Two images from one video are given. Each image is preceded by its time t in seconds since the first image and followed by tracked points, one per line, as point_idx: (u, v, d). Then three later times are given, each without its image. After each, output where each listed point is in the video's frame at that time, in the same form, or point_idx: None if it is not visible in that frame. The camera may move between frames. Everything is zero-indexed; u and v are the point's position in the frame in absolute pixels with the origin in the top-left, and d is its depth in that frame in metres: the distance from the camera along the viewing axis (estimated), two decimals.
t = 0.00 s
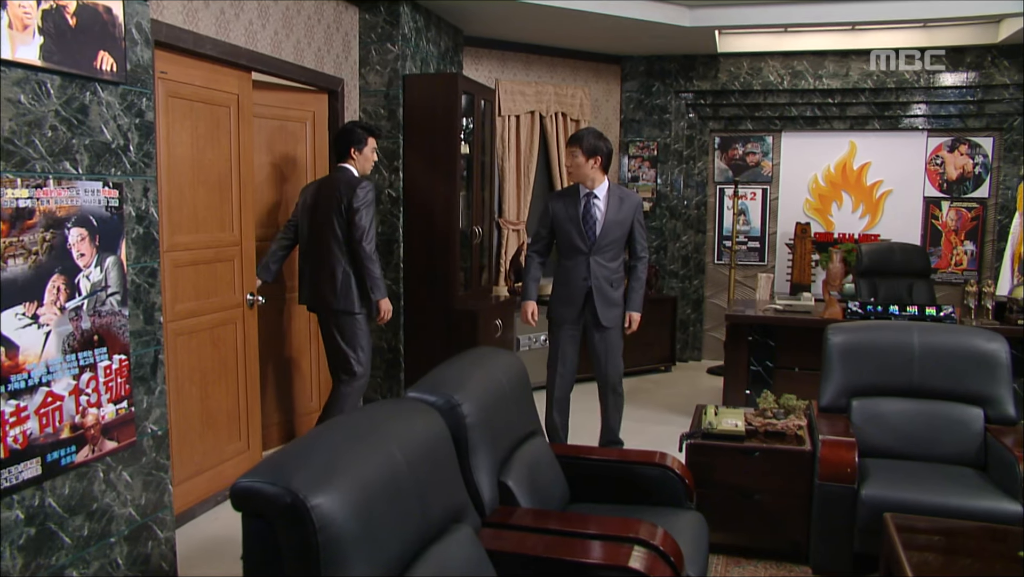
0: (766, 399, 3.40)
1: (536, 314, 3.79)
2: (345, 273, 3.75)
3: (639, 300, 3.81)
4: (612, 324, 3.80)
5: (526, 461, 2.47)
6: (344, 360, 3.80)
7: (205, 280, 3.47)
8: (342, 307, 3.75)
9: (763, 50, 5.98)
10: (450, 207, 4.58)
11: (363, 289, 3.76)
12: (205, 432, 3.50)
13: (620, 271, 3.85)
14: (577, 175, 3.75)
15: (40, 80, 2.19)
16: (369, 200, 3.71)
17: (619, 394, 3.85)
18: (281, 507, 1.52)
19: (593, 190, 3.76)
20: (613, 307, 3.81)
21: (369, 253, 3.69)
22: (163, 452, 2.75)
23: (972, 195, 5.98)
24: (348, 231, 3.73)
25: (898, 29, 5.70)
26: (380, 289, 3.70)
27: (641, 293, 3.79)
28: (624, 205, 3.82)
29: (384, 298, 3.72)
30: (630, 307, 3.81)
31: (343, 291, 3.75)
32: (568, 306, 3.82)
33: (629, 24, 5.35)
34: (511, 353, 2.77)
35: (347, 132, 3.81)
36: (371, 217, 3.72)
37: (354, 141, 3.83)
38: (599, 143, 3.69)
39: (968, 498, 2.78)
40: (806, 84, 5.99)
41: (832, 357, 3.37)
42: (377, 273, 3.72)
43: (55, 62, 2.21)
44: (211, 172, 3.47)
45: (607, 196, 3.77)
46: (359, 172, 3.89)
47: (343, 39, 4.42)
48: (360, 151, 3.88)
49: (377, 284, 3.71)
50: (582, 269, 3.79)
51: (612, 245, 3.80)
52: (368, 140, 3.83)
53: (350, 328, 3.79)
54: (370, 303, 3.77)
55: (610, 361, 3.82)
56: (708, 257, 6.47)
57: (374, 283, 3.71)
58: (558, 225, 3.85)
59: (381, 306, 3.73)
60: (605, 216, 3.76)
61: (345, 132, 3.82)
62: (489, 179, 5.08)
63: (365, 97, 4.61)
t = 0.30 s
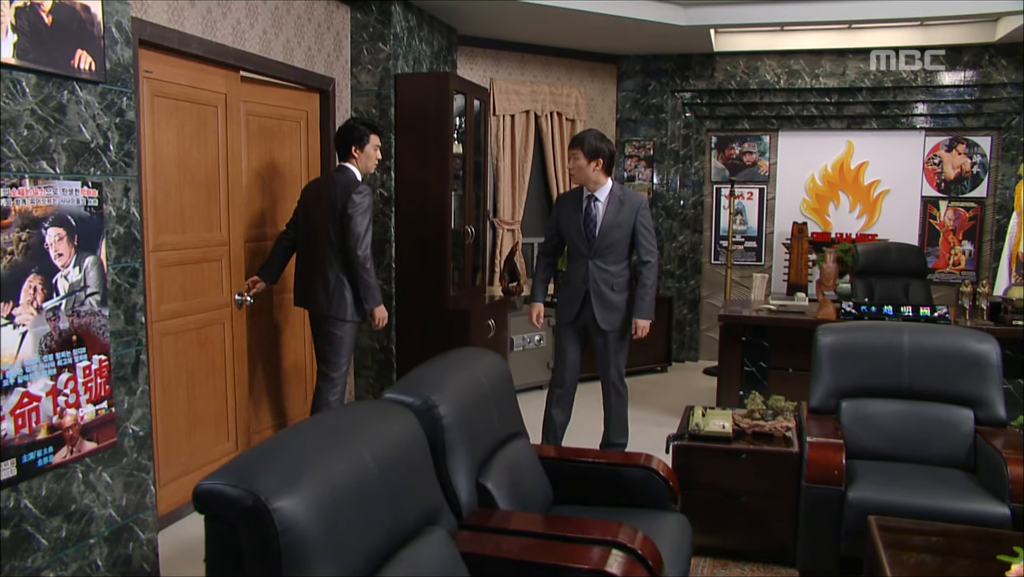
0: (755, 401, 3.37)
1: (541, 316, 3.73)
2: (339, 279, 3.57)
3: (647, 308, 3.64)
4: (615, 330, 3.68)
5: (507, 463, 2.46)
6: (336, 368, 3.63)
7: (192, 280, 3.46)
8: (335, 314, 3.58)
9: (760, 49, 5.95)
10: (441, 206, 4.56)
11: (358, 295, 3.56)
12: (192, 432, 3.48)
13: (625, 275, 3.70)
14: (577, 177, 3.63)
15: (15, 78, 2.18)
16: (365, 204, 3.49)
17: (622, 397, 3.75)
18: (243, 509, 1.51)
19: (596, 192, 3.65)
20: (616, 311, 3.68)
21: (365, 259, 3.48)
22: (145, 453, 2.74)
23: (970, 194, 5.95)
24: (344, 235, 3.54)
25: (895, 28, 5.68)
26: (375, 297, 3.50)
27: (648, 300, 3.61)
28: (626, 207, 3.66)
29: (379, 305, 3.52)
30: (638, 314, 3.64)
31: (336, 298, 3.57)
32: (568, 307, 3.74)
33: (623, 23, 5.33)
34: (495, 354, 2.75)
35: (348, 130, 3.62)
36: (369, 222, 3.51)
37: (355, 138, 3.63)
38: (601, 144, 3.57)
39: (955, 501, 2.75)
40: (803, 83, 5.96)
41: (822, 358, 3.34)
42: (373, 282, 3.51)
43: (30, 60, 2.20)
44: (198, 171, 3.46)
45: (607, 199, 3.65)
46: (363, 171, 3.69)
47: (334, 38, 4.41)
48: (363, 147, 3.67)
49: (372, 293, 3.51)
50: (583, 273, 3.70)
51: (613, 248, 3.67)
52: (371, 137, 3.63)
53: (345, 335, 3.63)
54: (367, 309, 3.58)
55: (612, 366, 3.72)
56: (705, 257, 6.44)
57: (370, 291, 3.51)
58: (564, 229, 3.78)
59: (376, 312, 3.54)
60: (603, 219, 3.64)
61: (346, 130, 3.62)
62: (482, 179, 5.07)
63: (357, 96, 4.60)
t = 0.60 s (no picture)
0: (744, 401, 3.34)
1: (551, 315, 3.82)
2: (322, 285, 3.47)
3: (637, 310, 3.54)
4: (604, 329, 3.64)
5: (487, 465, 2.44)
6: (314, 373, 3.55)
7: (179, 280, 3.45)
8: (317, 322, 3.49)
9: (756, 48, 5.91)
10: (433, 206, 4.55)
11: (337, 305, 3.45)
12: (179, 432, 3.47)
13: (617, 275, 3.65)
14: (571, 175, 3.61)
15: None
16: (350, 208, 3.38)
17: (613, 396, 3.71)
18: (203, 511, 1.51)
19: (589, 192, 3.62)
20: (606, 311, 3.64)
21: (343, 265, 3.37)
22: (126, 454, 2.73)
23: (968, 193, 5.91)
24: (328, 239, 3.44)
25: (891, 26, 5.65)
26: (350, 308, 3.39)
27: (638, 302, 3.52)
28: (618, 207, 3.62)
29: (355, 318, 3.41)
30: (629, 316, 3.55)
31: (316, 305, 3.47)
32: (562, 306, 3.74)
33: (618, 21, 5.30)
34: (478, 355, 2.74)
35: (339, 127, 3.55)
36: (354, 226, 3.41)
37: (346, 136, 3.56)
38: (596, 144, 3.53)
39: (942, 503, 2.72)
40: (800, 82, 5.93)
41: (812, 358, 3.32)
42: (353, 291, 3.40)
43: (5, 60, 2.18)
44: (185, 171, 3.44)
45: (600, 199, 3.62)
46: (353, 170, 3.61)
47: (325, 37, 4.40)
48: (354, 146, 3.60)
49: (351, 304, 3.40)
50: (576, 271, 3.68)
51: (605, 248, 3.62)
52: (361, 135, 3.56)
53: (326, 343, 3.53)
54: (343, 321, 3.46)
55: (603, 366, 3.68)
56: (702, 257, 6.42)
57: (347, 300, 3.40)
58: (562, 230, 3.76)
59: (351, 327, 3.42)
60: (594, 219, 3.61)
61: (337, 127, 3.55)
62: (476, 179, 5.05)
63: (349, 96, 4.59)
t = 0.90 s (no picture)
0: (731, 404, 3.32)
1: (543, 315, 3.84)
2: (305, 286, 3.45)
3: (616, 308, 3.52)
4: (589, 329, 3.62)
5: (465, 469, 2.43)
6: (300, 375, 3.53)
7: (165, 282, 3.43)
8: (303, 326, 3.50)
9: (752, 47, 5.88)
10: (424, 207, 4.53)
11: (314, 308, 3.40)
12: (166, 434, 3.45)
13: (602, 274, 3.63)
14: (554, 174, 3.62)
15: None
16: (331, 207, 3.37)
17: (603, 397, 3.67)
18: (162, 516, 1.50)
19: (574, 192, 3.62)
20: (592, 310, 3.61)
21: (322, 267, 3.34)
22: (108, 456, 2.72)
23: (966, 194, 5.87)
24: (308, 239, 3.42)
25: (887, 25, 5.61)
26: (325, 311, 3.35)
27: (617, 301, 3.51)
28: (602, 206, 3.60)
29: (331, 322, 3.36)
30: (609, 314, 3.55)
31: (303, 308, 3.47)
32: (550, 307, 3.74)
33: (611, 21, 5.28)
34: (461, 358, 2.72)
35: (324, 126, 3.54)
36: (336, 226, 3.39)
37: (332, 135, 3.55)
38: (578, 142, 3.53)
39: (928, 506, 2.69)
40: (796, 81, 5.90)
41: (800, 360, 3.29)
42: (331, 293, 3.36)
43: None
44: (170, 173, 3.43)
45: (584, 198, 3.61)
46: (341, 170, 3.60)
47: (316, 38, 4.38)
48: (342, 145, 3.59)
49: (327, 307, 3.36)
50: (562, 271, 3.68)
51: (588, 246, 3.61)
52: (347, 134, 3.54)
53: (311, 346, 3.52)
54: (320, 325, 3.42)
55: (591, 366, 3.66)
56: (698, 258, 6.39)
57: (324, 304, 3.36)
58: (548, 231, 3.76)
59: (327, 331, 3.38)
60: (578, 218, 3.60)
61: (322, 125, 3.54)
62: (469, 180, 5.04)
63: (340, 97, 4.58)
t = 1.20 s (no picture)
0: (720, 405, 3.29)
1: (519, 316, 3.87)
2: (296, 288, 3.44)
3: (603, 306, 3.64)
4: (577, 327, 3.71)
5: (447, 472, 2.42)
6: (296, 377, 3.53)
7: (153, 283, 3.42)
8: (295, 328, 3.48)
9: (749, 46, 5.84)
10: (417, 207, 4.52)
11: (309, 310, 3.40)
12: (154, 434, 3.44)
13: (587, 272, 3.73)
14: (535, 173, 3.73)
15: None
16: (320, 209, 3.35)
17: (591, 394, 3.76)
18: (124, 518, 1.49)
19: (555, 190, 3.73)
20: (578, 308, 3.71)
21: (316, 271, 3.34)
22: (91, 457, 2.73)
23: (965, 193, 5.83)
24: (299, 243, 3.40)
25: (885, 23, 5.57)
26: (321, 314, 3.35)
27: (603, 298, 3.63)
28: (584, 204, 3.71)
29: (329, 323, 3.37)
30: (596, 312, 3.67)
31: (294, 310, 3.46)
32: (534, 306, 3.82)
33: (606, 20, 5.26)
34: (445, 359, 2.71)
35: (311, 126, 3.52)
36: (327, 227, 3.38)
37: (321, 135, 3.53)
38: (555, 141, 3.64)
39: (916, 508, 2.67)
40: (793, 80, 5.86)
41: (791, 361, 3.26)
42: (326, 295, 3.36)
43: None
44: (159, 173, 3.42)
45: (566, 196, 3.72)
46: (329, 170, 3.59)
47: (308, 38, 4.38)
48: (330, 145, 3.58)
49: (323, 309, 3.35)
50: (546, 269, 3.77)
51: (572, 244, 3.72)
52: (335, 134, 3.53)
53: (302, 348, 3.51)
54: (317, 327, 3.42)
55: (579, 364, 3.75)
56: (696, 257, 6.36)
57: (320, 308, 3.35)
58: (530, 231, 3.86)
59: (327, 331, 3.39)
60: (560, 216, 3.71)
61: (309, 126, 3.52)
62: (463, 180, 5.02)
63: (333, 96, 4.58)
